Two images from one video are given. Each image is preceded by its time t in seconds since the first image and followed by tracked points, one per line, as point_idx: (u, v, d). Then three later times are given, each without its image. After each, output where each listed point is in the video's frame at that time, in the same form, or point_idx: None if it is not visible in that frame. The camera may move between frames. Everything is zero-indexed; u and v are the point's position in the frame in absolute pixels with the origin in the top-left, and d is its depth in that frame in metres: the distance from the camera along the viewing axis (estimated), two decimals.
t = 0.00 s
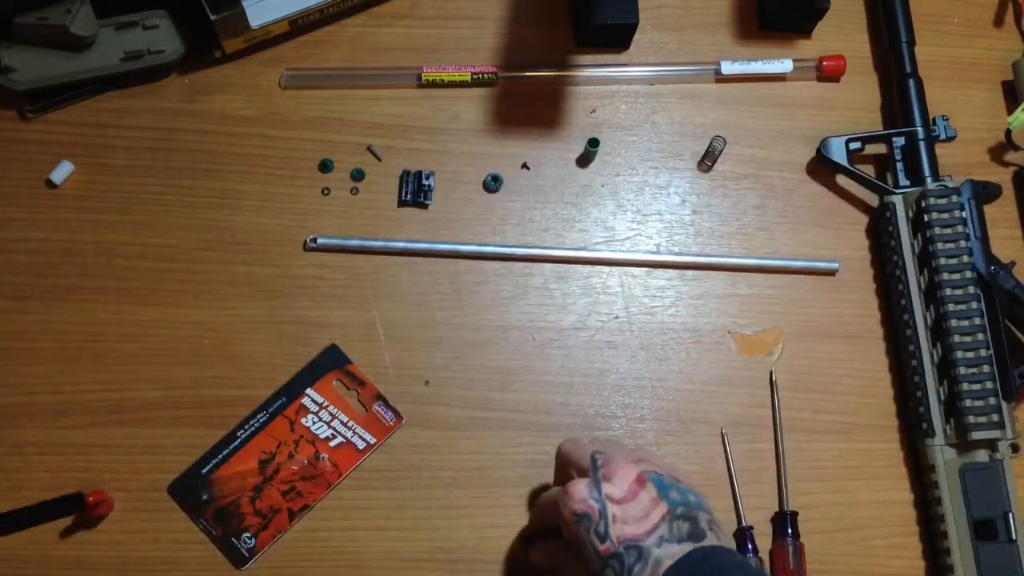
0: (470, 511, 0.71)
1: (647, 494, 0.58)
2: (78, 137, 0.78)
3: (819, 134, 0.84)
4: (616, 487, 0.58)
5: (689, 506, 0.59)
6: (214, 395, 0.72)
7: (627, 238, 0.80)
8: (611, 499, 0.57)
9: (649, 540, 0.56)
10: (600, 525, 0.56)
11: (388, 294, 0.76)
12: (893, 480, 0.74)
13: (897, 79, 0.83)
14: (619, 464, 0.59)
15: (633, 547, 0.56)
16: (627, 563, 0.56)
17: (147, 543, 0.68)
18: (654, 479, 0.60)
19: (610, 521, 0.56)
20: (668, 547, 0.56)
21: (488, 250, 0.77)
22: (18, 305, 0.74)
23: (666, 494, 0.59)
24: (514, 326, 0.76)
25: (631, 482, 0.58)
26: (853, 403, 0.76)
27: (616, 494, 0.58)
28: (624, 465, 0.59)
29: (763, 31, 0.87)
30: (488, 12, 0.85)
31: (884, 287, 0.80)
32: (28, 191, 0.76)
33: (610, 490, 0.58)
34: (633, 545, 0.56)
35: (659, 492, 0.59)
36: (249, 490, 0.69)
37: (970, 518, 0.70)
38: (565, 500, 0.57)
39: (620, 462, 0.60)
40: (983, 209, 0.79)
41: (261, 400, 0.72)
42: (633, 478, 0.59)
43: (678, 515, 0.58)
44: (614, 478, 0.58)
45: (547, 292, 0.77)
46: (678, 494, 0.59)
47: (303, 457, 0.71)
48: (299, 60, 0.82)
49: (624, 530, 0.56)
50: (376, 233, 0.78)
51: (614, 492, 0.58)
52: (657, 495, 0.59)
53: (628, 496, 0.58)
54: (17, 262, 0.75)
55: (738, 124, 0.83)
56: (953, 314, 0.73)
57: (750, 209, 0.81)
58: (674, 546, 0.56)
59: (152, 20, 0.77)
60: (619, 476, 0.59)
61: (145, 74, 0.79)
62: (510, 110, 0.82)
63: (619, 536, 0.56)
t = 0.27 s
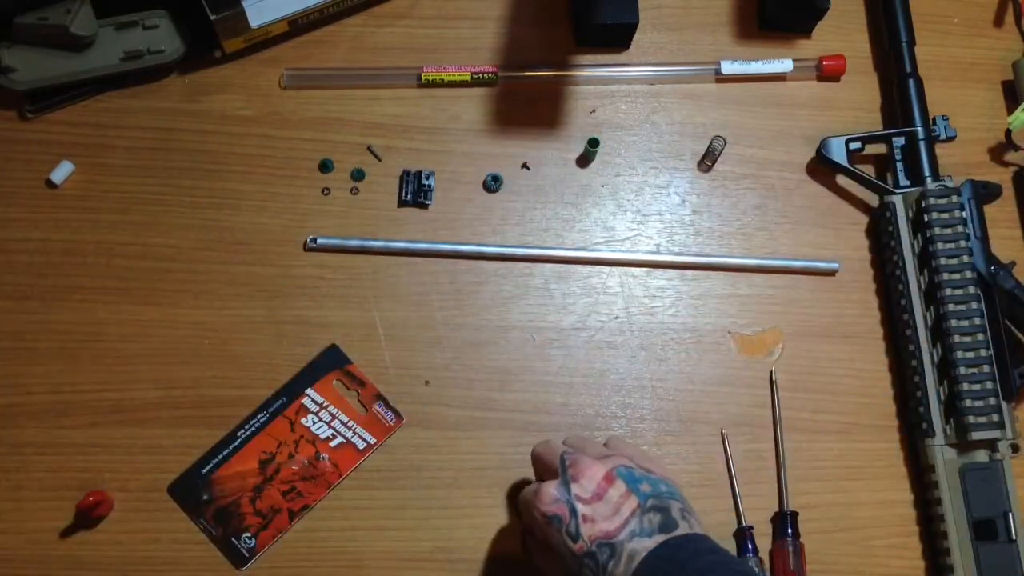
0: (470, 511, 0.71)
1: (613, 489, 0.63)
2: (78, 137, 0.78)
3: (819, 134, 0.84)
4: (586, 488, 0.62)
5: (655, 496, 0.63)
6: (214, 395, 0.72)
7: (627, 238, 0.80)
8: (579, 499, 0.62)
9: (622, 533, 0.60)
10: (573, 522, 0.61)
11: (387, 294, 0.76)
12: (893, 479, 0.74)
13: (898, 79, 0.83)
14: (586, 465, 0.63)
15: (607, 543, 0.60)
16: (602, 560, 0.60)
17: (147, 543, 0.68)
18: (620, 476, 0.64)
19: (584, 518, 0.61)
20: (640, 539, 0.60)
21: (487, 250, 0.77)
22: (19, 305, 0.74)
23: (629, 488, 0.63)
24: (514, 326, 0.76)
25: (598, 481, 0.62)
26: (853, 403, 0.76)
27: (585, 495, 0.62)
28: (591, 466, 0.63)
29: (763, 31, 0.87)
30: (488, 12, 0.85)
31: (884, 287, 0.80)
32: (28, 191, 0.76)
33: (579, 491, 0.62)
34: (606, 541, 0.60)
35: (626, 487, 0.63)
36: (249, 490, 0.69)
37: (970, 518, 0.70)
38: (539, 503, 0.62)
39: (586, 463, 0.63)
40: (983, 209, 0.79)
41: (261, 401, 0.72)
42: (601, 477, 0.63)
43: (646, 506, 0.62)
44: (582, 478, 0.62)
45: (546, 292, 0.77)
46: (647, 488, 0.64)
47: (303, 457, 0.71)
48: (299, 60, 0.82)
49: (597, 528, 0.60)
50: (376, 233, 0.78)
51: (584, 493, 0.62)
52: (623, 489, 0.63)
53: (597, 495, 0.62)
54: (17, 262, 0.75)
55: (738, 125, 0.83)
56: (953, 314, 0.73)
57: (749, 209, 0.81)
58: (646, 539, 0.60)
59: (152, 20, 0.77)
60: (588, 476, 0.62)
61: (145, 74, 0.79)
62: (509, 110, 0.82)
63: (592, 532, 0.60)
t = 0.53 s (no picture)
0: (470, 511, 0.71)
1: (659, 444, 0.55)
2: (79, 137, 0.78)
3: (819, 134, 0.84)
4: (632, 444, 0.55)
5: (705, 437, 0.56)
6: (214, 395, 0.72)
7: (627, 238, 0.80)
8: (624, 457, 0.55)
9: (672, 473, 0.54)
10: (618, 476, 0.55)
11: (387, 294, 0.76)
12: (893, 480, 0.74)
13: (897, 79, 0.83)
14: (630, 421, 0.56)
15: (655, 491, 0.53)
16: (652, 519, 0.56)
17: (146, 543, 0.68)
18: (664, 428, 0.55)
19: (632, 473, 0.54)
20: (691, 492, 0.54)
21: (487, 250, 0.77)
22: (19, 305, 0.74)
23: (682, 435, 0.55)
24: (514, 326, 0.76)
25: (646, 436, 0.55)
26: (853, 403, 0.76)
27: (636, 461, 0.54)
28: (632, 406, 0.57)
29: (763, 31, 0.87)
30: (488, 12, 0.85)
31: (884, 287, 0.80)
32: (28, 191, 0.76)
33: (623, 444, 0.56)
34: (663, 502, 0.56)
35: (674, 440, 0.55)
36: (249, 490, 0.69)
37: (970, 518, 0.70)
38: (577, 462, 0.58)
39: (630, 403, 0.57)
40: (983, 209, 0.79)
41: (261, 401, 0.72)
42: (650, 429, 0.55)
43: (698, 448, 0.55)
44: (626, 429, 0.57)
45: (547, 292, 0.77)
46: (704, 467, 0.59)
47: (303, 457, 0.71)
48: (299, 60, 0.82)
49: (647, 482, 0.53)
50: (376, 232, 0.78)
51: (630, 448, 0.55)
52: (672, 447, 0.55)
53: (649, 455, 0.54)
54: (17, 262, 0.75)
55: (738, 124, 0.83)
56: (953, 314, 0.73)
57: (750, 209, 0.81)
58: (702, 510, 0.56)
59: (152, 20, 0.77)
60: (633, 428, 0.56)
61: (145, 74, 0.79)
62: (509, 111, 0.82)
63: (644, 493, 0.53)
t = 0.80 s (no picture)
0: (470, 511, 0.70)
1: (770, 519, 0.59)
2: (79, 137, 0.78)
3: (819, 134, 0.84)
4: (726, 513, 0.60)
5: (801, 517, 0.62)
6: (214, 394, 0.72)
7: (627, 238, 0.80)
8: (729, 526, 0.59)
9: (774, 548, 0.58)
10: (712, 540, 0.59)
11: (387, 294, 0.76)
12: (893, 480, 0.74)
13: (897, 79, 0.83)
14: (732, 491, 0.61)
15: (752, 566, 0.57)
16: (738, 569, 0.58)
17: (146, 543, 0.68)
18: (772, 505, 0.60)
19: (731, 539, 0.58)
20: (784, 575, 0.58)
21: (487, 250, 0.77)
22: (19, 306, 0.74)
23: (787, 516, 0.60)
24: (515, 326, 0.76)
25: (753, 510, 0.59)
26: (852, 403, 0.76)
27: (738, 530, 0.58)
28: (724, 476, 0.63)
29: (763, 31, 0.87)
30: (488, 12, 0.85)
31: (883, 287, 0.80)
32: (28, 191, 0.76)
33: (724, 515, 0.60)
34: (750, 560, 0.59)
35: (778, 520, 0.59)
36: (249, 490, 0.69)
37: (970, 518, 0.70)
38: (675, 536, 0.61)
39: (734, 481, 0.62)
40: (982, 209, 0.79)
41: (261, 401, 0.72)
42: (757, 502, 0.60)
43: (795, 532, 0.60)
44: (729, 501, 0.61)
45: (547, 292, 0.77)
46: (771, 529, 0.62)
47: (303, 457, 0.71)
48: (299, 60, 0.82)
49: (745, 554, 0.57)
50: (376, 232, 0.78)
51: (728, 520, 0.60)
52: (778, 525, 0.59)
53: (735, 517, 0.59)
54: (18, 263, 0.75)
55: (739, 124, 0.83)
56: (952, 314, 0.73)
57: (750, 209, 0.81)
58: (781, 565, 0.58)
59: (152, 20, 0.77)
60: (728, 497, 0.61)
61: (145, 74, 0.79)
62: (510, 111, 0.82)
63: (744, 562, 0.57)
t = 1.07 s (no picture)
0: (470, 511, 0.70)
1: (760, 554, 0.59)
2: (79, 137, 0.78)
3: (819, 134, 0.84)
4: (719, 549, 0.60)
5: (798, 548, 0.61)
6: (214, 394, 0.72)
7: (627, 238, 0.80)
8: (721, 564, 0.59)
9: None
10: None
11: (387, 294, 0.76)
12: (893, 480, 0.74)
13: (897, 79, 0.83)
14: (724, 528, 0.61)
15: None
16: None
17: (146, 542, 0.68)
18: (763, 540, 0.60)
19: None
20: None
21: (488, 250, 0.77)
22: (20, 306, 0.74)
23: (779, 549, 0.60)
24: (515, 326, 0.76)
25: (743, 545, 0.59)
26: (852, 403, 0.76)
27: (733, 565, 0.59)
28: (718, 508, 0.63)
29: (763, 31, 0.87)
30: (488, 12, 0.85)
31: (883, 287, 0.80)
32: (28, 191, 0.76)
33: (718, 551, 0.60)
34: None
35: (769, 554, 0.59)
36: (249, 490, 0.69)
37: (970, 518, 0.70)
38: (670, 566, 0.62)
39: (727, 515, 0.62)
40: (983, 209, 0.79)
41: (261, 401, 0.72)
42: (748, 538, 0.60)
43: (790, 564, 0.60)
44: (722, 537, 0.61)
45: (547, 292, 0.77)
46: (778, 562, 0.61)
47: (303, 457, 0.71)
48: (299, 60, 0.82)
49: None
50: (376, 232, 0.78)
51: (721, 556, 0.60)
52: (769, 559, 0.59)
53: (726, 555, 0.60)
54: (18, 263, 0.75)
55: (738, 124, 0.83)
56: (953, 314, 0.73)
57: (750, 209, 0.81)
58: None
59: (152, 20, 0.77)
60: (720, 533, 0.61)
61: (145, 74, 0.79)
62: (510, 111, 0.82)
63: None
